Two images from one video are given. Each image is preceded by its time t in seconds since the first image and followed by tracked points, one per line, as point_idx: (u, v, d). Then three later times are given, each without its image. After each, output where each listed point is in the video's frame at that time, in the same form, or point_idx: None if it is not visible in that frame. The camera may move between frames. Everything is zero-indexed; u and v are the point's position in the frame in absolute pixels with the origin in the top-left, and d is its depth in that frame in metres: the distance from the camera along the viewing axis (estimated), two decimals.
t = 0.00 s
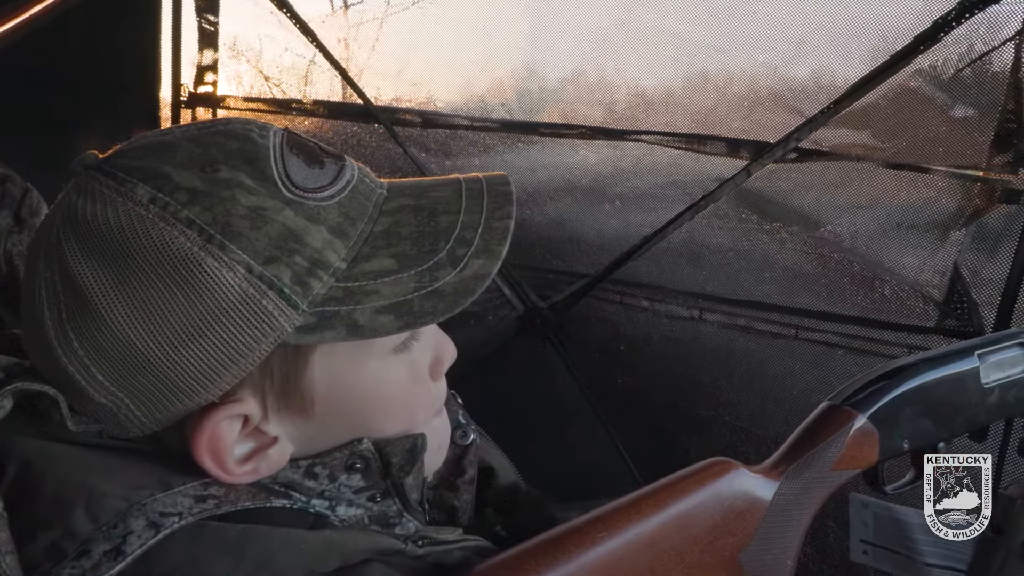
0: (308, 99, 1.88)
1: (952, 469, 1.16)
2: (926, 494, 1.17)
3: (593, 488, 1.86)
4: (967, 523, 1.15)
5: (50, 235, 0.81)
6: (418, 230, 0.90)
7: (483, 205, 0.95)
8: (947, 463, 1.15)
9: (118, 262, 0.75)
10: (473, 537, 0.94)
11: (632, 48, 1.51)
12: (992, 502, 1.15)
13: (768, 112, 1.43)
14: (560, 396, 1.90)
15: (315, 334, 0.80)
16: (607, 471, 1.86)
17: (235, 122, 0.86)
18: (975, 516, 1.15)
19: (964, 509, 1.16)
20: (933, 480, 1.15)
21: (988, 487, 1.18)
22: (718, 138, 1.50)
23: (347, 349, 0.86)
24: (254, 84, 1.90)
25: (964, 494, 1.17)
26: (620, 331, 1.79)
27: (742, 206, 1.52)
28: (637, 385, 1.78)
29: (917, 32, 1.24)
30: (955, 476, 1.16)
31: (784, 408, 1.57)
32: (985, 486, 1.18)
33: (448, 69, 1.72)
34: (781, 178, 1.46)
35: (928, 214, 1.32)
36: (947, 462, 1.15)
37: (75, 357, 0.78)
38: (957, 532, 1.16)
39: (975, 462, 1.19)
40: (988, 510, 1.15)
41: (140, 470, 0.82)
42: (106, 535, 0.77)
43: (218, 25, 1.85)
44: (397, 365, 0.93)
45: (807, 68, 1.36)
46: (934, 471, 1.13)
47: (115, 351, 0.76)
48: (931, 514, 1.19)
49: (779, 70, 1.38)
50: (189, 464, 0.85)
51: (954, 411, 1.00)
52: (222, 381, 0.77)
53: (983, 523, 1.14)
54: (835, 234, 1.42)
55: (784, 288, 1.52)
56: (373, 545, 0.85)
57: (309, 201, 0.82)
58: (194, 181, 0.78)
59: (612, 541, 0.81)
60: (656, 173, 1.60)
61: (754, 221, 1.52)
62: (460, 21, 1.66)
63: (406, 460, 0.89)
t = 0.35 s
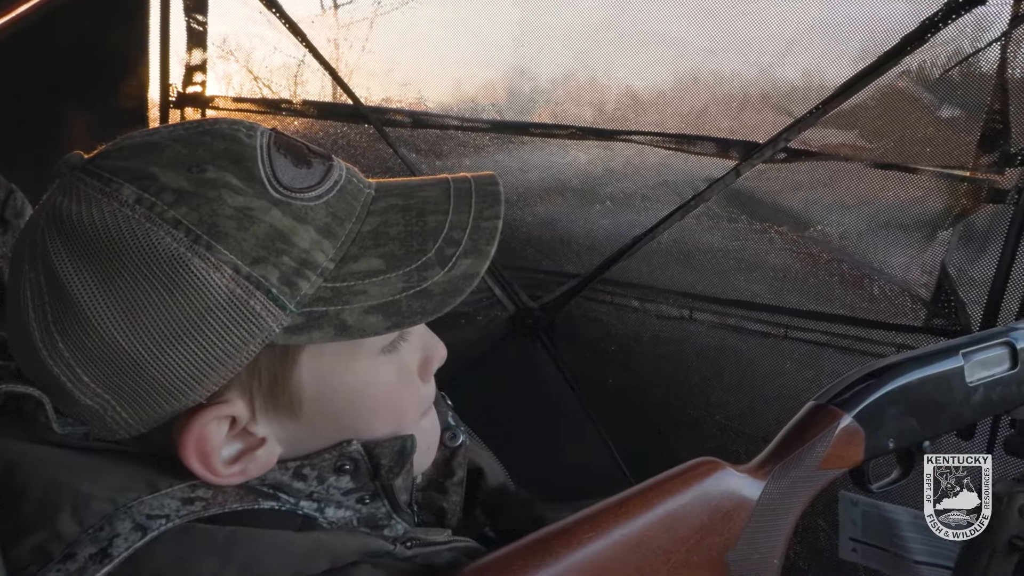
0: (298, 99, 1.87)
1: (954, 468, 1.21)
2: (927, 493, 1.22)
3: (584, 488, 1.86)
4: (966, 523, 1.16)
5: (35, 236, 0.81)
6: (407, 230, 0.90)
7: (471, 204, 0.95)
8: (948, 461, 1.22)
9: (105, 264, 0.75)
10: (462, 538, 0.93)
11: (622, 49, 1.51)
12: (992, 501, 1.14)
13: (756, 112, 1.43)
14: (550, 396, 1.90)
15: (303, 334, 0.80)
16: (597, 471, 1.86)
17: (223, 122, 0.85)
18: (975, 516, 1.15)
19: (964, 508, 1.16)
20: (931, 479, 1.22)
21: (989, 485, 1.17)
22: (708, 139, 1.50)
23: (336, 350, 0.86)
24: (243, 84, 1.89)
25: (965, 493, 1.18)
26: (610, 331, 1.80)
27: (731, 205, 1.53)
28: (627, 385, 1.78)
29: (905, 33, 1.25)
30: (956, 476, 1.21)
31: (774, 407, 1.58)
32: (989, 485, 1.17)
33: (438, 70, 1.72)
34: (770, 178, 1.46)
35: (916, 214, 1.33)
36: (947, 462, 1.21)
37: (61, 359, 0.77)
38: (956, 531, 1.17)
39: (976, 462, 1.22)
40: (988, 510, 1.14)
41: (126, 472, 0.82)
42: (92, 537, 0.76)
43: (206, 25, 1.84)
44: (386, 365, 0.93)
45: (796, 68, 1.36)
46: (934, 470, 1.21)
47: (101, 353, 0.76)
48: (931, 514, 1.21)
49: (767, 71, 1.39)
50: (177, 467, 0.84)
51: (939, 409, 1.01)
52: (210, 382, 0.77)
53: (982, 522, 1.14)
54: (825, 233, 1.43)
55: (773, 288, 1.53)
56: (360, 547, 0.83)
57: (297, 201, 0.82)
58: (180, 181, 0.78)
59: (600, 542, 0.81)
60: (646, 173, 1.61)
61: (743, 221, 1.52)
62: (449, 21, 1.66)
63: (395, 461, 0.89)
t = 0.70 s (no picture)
0: (287, 99, 1.86)
1: (955, 469, 1.22)
2: (927, 493, 1.23)
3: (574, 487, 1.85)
4: (967, 523, 1.14)
5: (22, 237, 0.80)
6: (396, 231, 0.90)
7: (461, 205, 0.95)
8: (948, 462, 1.23)
9: (92, 265, 0.74)
10: (450, 539, 0.93)
11: (613, 49, 1.51)
12: (992, 501, 1.13)
13: (746, 113, 1.44)
14: (541, 396, 1.90)
15: (292, 334, 0.80)
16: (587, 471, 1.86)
17: (211, 123, 0.85)
18: (975, 515, 1.14)
19: (965, 508, 1.15)
20: (932, 479, 1.23)
21: (988, 484, 1.15)
22: (698, 139, 1.50)
23: (325, 350, 0.86)
24: (232, 85, 1.89)
25: (965, 493, 1.17)
26: (601, 331, 1.80)
27: (721, 205, 1.53)
28: (617, 385, 1.78)
29: (892, 34, 1.26)
30: (957, 476, 1.20)
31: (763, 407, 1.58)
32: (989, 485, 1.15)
33: (429, 70, 1.72)
34: (759, 178, 1.47)
35: (904, 214, 1.34)
36: (947, 463, 1.23)
37: (48, 361, 0.77)
38: (957, 531, 1.16)
39: (977, 462, 1.20)
40: (988, 510, 1.13)
41: (114, 475, 0.81)
42: (79, 540, 0.76)
43: (195, 24, 1.83)
44: (376, 365, 0.93)
45: (786, 69, 1.37)
46: (934, 470, 1.24)
47: (89, 354, 0.75)
48: (931, 514, 1.19)
49: (756, 71, 1.40)
50: (165, 469, 0.84)
51: (924, 408, 1.02)
52: (198, 383, 0.77)
53: (983, 522, 1.13)
54: (815, 233, 1.44)
55: (763, 288, 1.53)
56: (352, 549, 0.84)
57: (286, 201, 0.82)
58: (169, 182, 0.77)
59: (588, 542, 0.82)
60: (636, 173, 1.61)
61: (732, 221, 1.53)
62: (440, 21, 1.66)
63: (384, 462, 0.89)
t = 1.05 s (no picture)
0: (276, 99, 1.86)
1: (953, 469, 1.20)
2: (927, 492, 1.23)
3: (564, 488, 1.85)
4: (967, 524, 1.15)
5: (6, 238, 0.80)
6: (384, 231, 0.90)
7: (448, 205, 0.95)
8: (947, 461, 1.22)
9: (77, 265, 0.74)
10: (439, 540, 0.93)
11: (603, 50, 1.51)
12: (991, 501, 1.13)
13: (735, 113, 1.44)
14: (531, 396, 1.90)
15: (279, 335, 0.79)
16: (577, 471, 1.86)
17: (197, 123, 0.85)
18: (975, 516, 1.15)
19: (965, 509, 1.15)
20: (932, 479, 1.23)
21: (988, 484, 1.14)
22: (687, 139, 1.50)
23: (312, 351, 0.86)
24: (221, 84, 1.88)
25: (965, 493, 1.17)
26: (590, 330, 1.80)
27: (710, 206, 1.54)
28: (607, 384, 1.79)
29: (879, 35, 1.26)
30: (957, 475, 1.19)
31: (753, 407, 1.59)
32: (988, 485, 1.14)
33: (418, 70, 1.71)
34: (748, 178, 1.47)
35: (892, 213, 1.35)
36: (947, 463, 1.22)
37: (33, 362, 0.76)
38: (957, 532, 1.16)
39: (976, 462, 1.17)
40: (988, 510, 1.13)
41: (100, 478, 0.80)
42: (64, 543, 0.75)
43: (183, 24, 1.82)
44: (363, 365, 0.92)
45: (775, 69, 1.37)
46: (934, 470, 1.24)
47: (73, 355, 0.75)
48: (931, 514, 1.20)
49: (745, 71, 1.40)
50: (151, 471, 0.84)
51: (910, 407, 1.02)
52: (184, 385, 0.76)
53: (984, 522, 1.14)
54: (803, 233, 1.44)
55: (752, 288, 1.54)
56: (339, 551, 0.83)
57: (272, 201, 0.81)
58: (155, 182, 0.77)
59: (576, 543, 0.82)
60: (626, 173, 1.61)
61: (722, 221, 1.53)
62: (429, 21, 1.65)
63: (372, 463, 0.89)
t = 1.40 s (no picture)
0: (268, 100, 1.85)
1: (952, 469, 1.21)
2: (928, 493, 1.24)
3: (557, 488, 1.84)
4: (967, 523, 1.16)
5: None
6: (375, 232, 0.90)
7: (440, 206, 0.95)
8: (947, 462, 1.23)
9: (66, 266, 0.74)
10: (430, 542, 0.93)
11: (595, 50, 1.51)
12: (991, 501, 1.14)
13: (726, 113, 1.45)
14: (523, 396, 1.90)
15: (270, 336, 0.79)
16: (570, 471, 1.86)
17: (187, 123, 0.85)
18: (975, 516, 1.15)
19: (966, 509, 1.16)
20: (934, 479, 1.24)
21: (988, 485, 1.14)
22: (679, 139, 1.51)
23: (302, 352, 0.86)
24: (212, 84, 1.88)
25: (965, 493, 1.17)
26: (583, 330, 1.81)
27: (702, 206, 1.54)
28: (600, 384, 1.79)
29: (869, 36, 1.27)
30: (956, 476, 1.19)
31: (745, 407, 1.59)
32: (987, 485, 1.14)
33: (411, 71, 1.71)
34: (740, 178, 1.48)
35: (883, 213, 1.35)
36: (947, 464, 1.23)
37: (22, 364, 0.76)
38: (957, 532, 1.17)
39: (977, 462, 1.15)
40: (988, 510, 1.14)
41: (89, 480, 0.80)
42: (52, 546, 0.75)
43: (173, 24, 1.82)
44: (354, 366, 0.92)
45: (767, 68, 1.38)
46: (935, 470, 1.24)
47: (62, 357, 0.74)
48: (931, 514, 1.20)
49: (736, 71, 1.41)
50: (141, 474, 0.83)
51: (900, 406, 1.03)
52: (174, 386, 0.76)
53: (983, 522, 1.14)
54: (795, 234, 1.45)
55: (743, 288, 1.54)
56: (330, 553, 0.83)
57: (263, 201, 0.81)
58: (144, 182, 0.77)
59: (567, 543, 0.82)
60: (618, 173, 1.61)
61: (714, 221, 1.54)
62: (421, 22, 1.65)
63: (364, 465, 0.89)
